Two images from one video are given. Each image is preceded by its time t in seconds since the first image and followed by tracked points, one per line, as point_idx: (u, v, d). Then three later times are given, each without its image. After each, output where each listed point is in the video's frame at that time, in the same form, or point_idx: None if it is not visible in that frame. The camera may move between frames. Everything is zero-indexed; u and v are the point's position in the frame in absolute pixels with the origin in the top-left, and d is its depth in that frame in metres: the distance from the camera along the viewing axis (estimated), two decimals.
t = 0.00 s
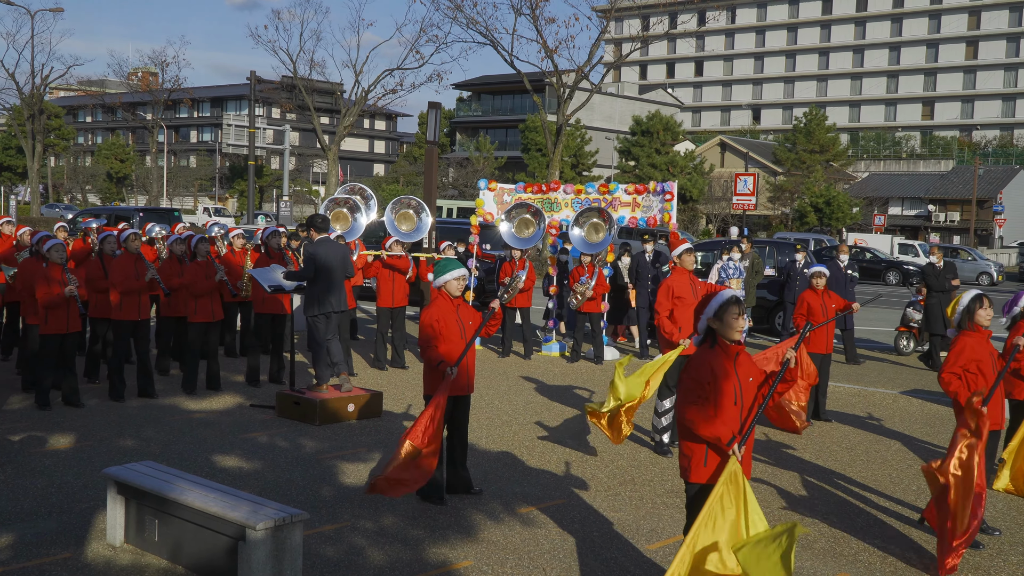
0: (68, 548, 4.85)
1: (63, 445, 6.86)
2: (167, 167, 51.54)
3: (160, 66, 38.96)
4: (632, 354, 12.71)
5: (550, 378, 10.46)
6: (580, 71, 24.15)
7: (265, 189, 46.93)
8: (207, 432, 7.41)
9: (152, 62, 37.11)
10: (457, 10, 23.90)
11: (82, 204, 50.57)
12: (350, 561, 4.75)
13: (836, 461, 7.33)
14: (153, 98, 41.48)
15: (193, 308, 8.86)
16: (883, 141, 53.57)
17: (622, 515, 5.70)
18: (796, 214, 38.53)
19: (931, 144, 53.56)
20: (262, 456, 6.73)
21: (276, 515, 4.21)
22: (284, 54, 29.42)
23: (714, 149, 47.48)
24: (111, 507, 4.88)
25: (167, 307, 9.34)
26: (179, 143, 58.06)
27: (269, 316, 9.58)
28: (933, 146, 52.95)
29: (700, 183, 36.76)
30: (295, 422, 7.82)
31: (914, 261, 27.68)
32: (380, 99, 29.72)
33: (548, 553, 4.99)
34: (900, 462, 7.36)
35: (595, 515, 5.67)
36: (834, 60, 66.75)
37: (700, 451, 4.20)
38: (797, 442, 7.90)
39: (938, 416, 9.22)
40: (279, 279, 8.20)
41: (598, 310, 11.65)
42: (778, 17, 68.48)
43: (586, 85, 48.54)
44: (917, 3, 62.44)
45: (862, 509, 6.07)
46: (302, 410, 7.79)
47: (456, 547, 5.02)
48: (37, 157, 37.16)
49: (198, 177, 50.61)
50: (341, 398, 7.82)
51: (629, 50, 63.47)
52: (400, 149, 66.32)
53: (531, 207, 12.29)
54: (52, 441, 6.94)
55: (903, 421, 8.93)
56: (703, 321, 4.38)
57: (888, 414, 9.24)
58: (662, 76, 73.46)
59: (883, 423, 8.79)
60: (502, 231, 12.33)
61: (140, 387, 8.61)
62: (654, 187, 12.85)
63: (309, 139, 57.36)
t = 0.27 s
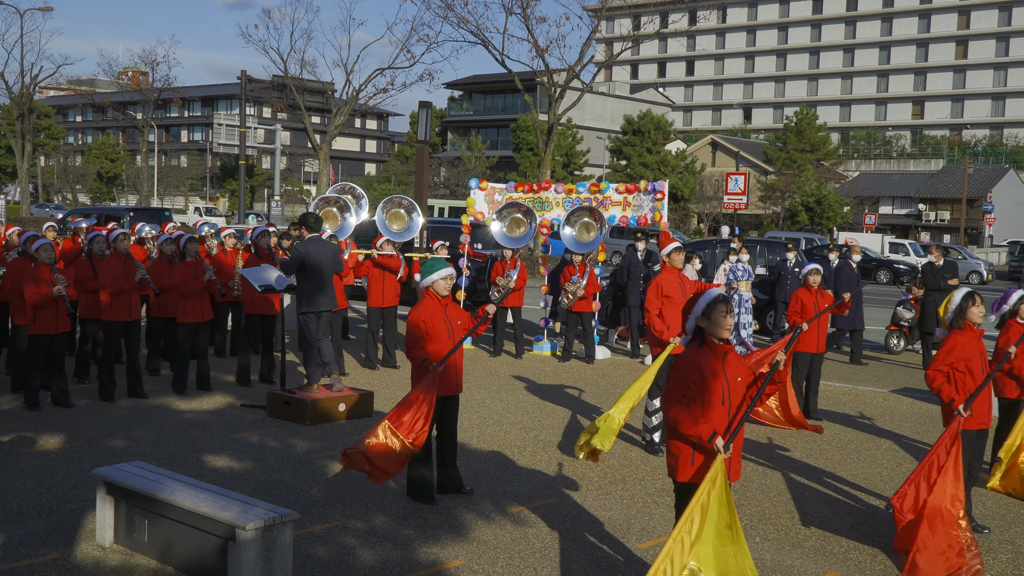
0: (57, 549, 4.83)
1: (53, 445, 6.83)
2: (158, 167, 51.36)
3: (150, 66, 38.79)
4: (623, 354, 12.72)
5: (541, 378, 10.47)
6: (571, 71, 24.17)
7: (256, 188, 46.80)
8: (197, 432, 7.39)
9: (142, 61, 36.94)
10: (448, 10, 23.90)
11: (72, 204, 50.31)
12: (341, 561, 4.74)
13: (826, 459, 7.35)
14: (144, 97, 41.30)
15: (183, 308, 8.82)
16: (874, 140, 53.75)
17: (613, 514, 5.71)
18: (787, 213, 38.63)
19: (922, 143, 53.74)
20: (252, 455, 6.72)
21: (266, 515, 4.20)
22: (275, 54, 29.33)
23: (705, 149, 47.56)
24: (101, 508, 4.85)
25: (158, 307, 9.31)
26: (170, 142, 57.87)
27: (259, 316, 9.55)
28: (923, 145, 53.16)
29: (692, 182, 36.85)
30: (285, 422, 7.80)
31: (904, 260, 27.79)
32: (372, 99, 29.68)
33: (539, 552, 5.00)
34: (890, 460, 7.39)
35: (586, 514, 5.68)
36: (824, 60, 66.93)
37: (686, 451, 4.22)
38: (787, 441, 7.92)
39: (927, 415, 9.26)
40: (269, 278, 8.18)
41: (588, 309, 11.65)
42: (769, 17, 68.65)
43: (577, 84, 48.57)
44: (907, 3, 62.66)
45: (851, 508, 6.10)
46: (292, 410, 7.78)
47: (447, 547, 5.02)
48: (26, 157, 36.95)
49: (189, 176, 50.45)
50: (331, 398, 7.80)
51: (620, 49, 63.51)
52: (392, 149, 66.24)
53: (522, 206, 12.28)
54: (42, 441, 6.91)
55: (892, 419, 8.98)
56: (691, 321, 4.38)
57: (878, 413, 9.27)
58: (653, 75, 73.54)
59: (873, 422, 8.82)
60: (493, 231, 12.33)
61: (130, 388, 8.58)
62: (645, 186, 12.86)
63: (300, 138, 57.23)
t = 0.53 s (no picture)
0: (48, 549, 4.82)
1: (45, 445, 6.81)
2: (152, 167, 51.26)
3: (144, 65, 38.69)
4: (616, 353, 12.76)
5: (535, 378, 10.50)
6: (565, 71, 24.20)
7: (249, 188, 46.75)
8: (189, 432, 7.38)
9: (136, 60, 36.85)
10: (442, 10, 23.93)
11: (65, 204, 50.16)
12: (333, 561, 4.73)
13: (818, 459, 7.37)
14: (137, 97, 41.21)
15: (176, 308, 8.77)
16: (867, 141, 53.91)
17: (605, 514, 5.72)
18: (780, 214, 38.74)
19: (915, 144, 53.92)
20: (245, 455, 6.71)
21: (257, 515, 4.19)
22: (268, 53, 29.34)
23: (699, 149, 47.64)
24: (92, 508, 4.84)
25: (150, 308, 9.30)
26: (164, 142, 57.75)
27: (251, 316, 9.54)
28: (916, 146, 53.34)
29: (685, 183, 36.92)
30: (278, 421, 7.80)
31: (897, 261, 27.88)
32: (366, 99, 29.68)
33: (531, 552, 5.00)
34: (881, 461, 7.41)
35: (578, 514, 5.70)
36: (818, 61, 67.12)
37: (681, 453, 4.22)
38: (779, 442, 7.93)
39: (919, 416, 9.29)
40: (262, 279, 8.18)
41: (582, 310, 11.69)
42: (763, 18, 68.80)
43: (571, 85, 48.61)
44: (901, 4, 62.85)
45: (842, 508, 6.11)
46: (285, 410, 7.77)
47: (440, 547, 5.02)
48: (19, 157, 36.83)
49: (183, 176, 50.37)
50: (324, 398, 7.80)
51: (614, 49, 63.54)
52: (386, 149, 66.19)
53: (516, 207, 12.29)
54: (34, 441, 6.89)
55: (884, 420, 9.01)
56: (684, 324, 4.39)
57: (869, 413, 9.30)
58: (647, 75, 73.63)
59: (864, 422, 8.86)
60: (486, 231, 12.33)
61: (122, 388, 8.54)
62: (638, 187, 12.91)
63: (294, 138, 57.15)
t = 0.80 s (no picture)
0: (39, 550, 4.80)
1: (36, 445, 6.78)
2: (143, 166, 51.08)
3: (136, 64, 38.53)
4: (610, 353, 12.76)
5: (529, 377, 10.51)
6: (558, 71, 24.23)
7: (242, 188, 46.65)
8: (181, 432, 7.36)
9: (127, 59, 36.69)
10: (434, 10, 23.92)
11: (57, 203, 49.92)
12: (324, 561, 4.73)
13: (810, 459, 7.40)
14: (128, 96, 41.04)
15: (166, 308, 8.74)
16: (859, 142, 54.05)
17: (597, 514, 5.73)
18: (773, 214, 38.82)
19: (907, 145, 54.09)
20: (237, 455, 6.70)
21: (249, 515, 4.18)
22: (261, 52, 29.26)
23: (692, 149, 47.71)
24: (84, 508, 4.84)
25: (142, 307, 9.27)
26: (155, 141, 57.54)
27: (243, 316, 9.52)
28: (908, 146, 53.52)
29: (678, 183, 36.98)
30: (270, 422, 7.78)
31: (889, 260, 27.99)
32: (359, 98, 29.63)
33: (523, 552, 5.00)
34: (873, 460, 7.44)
35: (570, 513, 5.70)
36: (810, 61, 67.29)
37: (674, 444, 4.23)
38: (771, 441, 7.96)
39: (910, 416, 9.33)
40: (253, 278, 8.17)
41: (575, 310, 11.68)
42: (755, 18, 68.95)
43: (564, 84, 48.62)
44: (893, 5, 63.04)
45: (833, 507, 6.13)
46: (277, 410, 7.76)
47: (432, 547, 5.02)
48: (9, 156, 36.63)
49: (175, 175, 50.22)
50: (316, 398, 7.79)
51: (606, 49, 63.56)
52: (379, 148, 66.10)
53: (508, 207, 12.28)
54: (25, 442, 6.86)
55: (877, 419, 9.04)
56: (679, 320, 4.44)
57: (861, 413, 9.34)
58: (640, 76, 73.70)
59: (856, 422, 8.90)
60: (479, 231, 12.33)
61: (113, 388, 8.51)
62: (631, 186, 12.92)
63: (287, 137, 57.02)
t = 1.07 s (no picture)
0: (32, 550, 4.79)
1: (30, 445, 6.77)
2: (138, 166, 51.02)
3: (130, 64, 38.44)
4: (604, 353, 12.77)
5: (524, 377, 10.52)
6: (553, 71, 24.25)
7: (236, 188, 46.60)
8: (175, 432, 7.34)
9: (122, 59, 36.62)
10: (429, 9, 23.92)
11: (50, 203, 49.79)
12: (318, 562, 4.73)
13: (804, 458, 7.41)
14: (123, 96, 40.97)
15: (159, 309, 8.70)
16: (854, 142, 54.18)
17: (591, 514, 5.73)
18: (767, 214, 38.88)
19: (901, 144, 54.25)
20: (231, 456, 6.69)
21: (243, 515, 4.18)
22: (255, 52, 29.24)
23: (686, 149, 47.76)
24: (77, 509, 4.82)
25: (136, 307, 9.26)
26: (150, 141, 57.44)
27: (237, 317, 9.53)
28: (902, 146, 53.67)
29: (672, 183, 37.02)
30: (265, 422, 7.78)
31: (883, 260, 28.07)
32: (353, 98, 29.61)
33: (517, 552, 5.00)
34: (867, 459, 7.46)
35: (565, 512, 5.71)
36: (805, 61, 67.43)
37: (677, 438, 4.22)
38: (766, 439, 7.98)
39: (904, 415, 9.36)
40: (248, 279, 8.15)
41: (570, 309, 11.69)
42: (750, 18, 69.06)
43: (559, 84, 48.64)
44: (886, 5, 63.21)
45: (828, 506, 6.15)
46: (272, 410, 7.75)
47: (425, 547, 5.02)
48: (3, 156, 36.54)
49: (169, 175, 50.16)
50: (311, 397, 7.79)
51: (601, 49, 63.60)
52: (373, 148, 66.05)
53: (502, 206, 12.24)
54: (18, 442, 6.85)
55: (872, 419, 9.07)
56: (674, 318, 4.41)
57: (855, 412, 9.37)
58: (635, 75, 73.80)
59: (850, 421, 8.92)
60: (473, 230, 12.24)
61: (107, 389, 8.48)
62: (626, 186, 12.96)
63: (281, 137, 56.95)
